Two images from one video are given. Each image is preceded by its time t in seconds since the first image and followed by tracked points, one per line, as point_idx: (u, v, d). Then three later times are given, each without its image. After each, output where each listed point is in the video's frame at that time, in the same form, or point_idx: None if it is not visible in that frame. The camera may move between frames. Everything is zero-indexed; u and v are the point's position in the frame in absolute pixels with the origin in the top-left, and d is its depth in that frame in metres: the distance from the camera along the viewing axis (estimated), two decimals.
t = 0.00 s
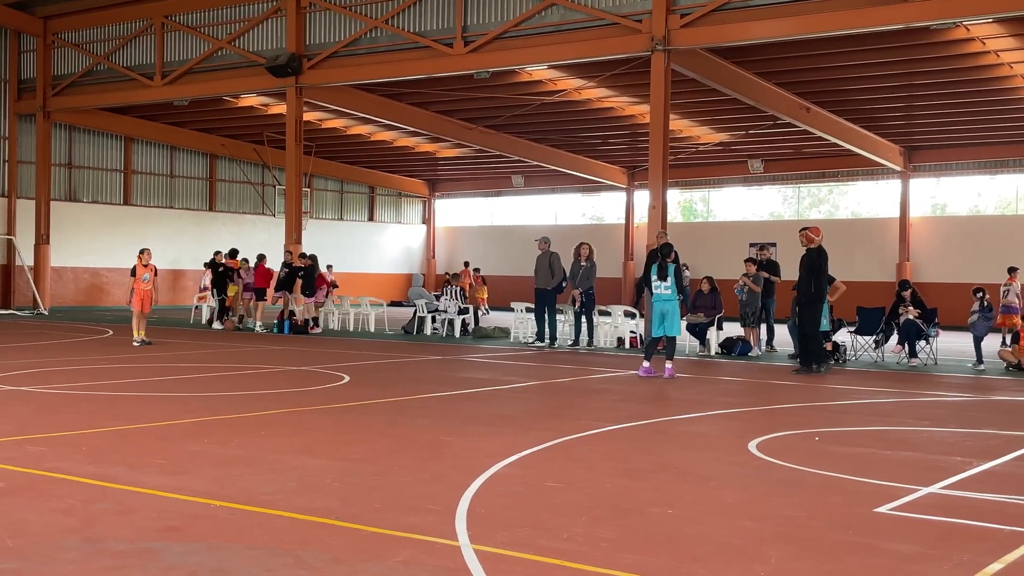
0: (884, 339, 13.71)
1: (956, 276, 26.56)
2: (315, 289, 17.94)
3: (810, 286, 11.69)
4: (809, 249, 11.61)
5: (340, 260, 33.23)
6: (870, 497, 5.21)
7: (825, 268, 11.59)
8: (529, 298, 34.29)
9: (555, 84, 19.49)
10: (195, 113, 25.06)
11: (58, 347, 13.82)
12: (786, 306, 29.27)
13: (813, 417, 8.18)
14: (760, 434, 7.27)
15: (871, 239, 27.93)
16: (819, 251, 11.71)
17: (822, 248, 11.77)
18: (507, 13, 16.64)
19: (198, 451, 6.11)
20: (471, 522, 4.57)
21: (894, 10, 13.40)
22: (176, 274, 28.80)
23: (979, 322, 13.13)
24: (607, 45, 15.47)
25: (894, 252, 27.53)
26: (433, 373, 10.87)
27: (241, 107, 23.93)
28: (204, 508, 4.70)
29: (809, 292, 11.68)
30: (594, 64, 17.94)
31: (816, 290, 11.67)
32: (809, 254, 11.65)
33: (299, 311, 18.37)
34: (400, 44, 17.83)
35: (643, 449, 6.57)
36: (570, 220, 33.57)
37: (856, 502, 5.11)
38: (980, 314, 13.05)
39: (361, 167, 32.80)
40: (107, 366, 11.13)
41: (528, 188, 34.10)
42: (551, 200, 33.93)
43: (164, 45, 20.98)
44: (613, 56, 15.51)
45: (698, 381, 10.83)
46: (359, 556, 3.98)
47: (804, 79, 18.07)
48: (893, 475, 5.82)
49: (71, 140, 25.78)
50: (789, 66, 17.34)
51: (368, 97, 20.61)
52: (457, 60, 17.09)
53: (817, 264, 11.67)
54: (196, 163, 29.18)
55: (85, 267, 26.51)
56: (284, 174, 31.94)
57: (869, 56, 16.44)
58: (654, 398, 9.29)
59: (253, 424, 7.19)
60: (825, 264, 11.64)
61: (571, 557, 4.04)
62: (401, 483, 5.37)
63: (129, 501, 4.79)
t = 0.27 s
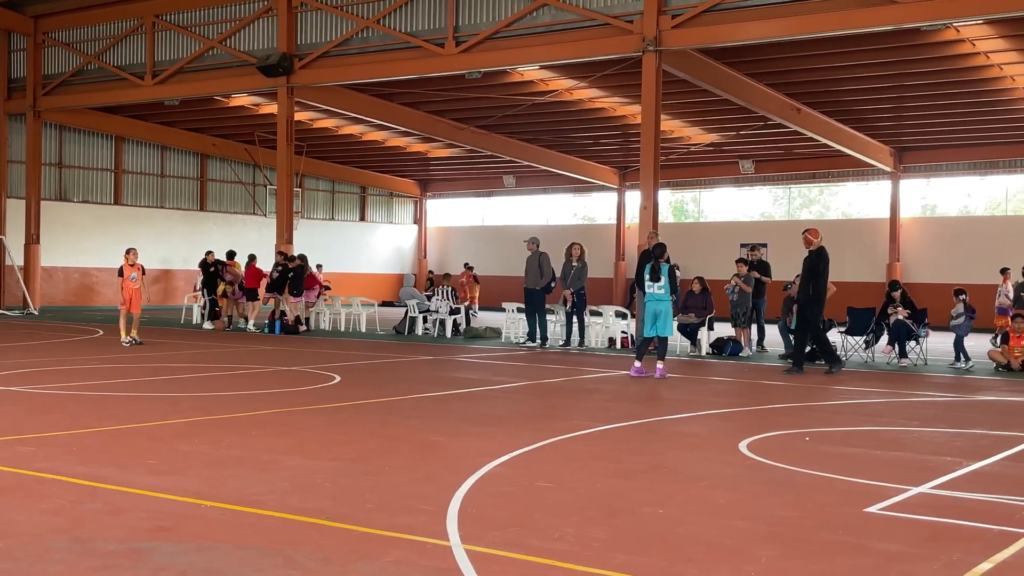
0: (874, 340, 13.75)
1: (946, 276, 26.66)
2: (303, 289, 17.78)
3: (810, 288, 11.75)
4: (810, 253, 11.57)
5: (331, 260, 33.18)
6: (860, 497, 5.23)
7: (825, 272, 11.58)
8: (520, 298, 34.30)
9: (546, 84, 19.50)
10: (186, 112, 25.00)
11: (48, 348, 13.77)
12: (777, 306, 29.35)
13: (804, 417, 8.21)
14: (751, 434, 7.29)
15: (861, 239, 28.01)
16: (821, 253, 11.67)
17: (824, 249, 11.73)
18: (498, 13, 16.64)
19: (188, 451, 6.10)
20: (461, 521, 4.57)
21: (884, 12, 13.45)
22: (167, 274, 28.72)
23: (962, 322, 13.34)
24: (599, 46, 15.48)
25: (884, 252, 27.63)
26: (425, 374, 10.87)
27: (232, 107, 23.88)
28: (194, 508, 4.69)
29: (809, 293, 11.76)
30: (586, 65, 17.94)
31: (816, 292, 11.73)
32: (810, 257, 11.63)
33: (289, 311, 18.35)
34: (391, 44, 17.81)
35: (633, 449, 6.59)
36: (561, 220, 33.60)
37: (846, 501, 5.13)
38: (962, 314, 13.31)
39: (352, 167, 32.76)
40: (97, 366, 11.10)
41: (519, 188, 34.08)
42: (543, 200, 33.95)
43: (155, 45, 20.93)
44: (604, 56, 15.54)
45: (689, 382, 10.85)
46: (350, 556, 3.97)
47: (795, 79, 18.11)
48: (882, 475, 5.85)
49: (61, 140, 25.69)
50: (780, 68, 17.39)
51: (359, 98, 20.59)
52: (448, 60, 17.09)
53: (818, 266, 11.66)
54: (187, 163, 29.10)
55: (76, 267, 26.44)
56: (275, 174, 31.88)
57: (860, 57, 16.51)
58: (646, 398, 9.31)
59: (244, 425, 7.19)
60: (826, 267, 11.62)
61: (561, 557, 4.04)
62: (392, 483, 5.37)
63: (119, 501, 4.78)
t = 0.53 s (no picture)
0: (870, 339, 13.74)
1: (941, 276, 26.72)
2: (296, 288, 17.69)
3: (823, 292, 11.66)
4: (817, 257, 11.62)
5: (326, 260, 33.16)
6: (856, 497, 5.23)
7: (835, 275, 11.49)
8: (516, 298, 34.31)
9: (542, 84, 19.50)
10: (181, 112, 24.96)
11: (42, 348, 13.74)
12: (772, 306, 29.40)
13: (799, 417, 8.22)
14: (746, 433, 7.30)
15: (856, 239, 28.05)
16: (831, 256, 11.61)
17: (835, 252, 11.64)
18: (493, 13, 16.64)
19: (184, 451, 6.09)
20: (457, 521, 4.57)
21: (880, 12, 13.46)
22: (162, 274, 28.68)
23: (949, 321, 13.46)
24: (594, 46, 15.49)
25: (879, 252, 27.67)
26: (420, 374, 10.87)
27: (228, 107, 23.85)
28: (190, 508, 4.68)
29: (821, 297, 11.67)
30: (581, 65, 17.96)
31: (830, 296, 11.61)
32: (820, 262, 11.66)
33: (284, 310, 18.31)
34: (387, 44, 17.80)
35: (629, 449, 6.59)
36: (557, 220, 33.61)
37: (841, 501, 5.13)
38: (949, 312, 13.41)
39: (348, 167, 32.74)
40: (92, 366, 11.08)
41: (514, 188, 34.07)
42: (538, 200, 33.98)
43: (150, 44, 20.89)
44: (599, 56, 15.55)
45: (685, 381, 10.86)
46: (345, 556, 3.97)
47: (791, 79, 18.14)
48: (877, 475, 5.86)
49: (56, 139, 25.63)
50: (776, 68, 17.41)
51: (355, 97, 20.58)
52: (443, 60, 17.08)
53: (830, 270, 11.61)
54: (182, 163, 29.05)
55: (71, 267, 26.40)
56: (271, 174, 31.84)
57: (854, 57, 16.53)
58: (642, 398, 9.32)
59: (239, 424, 7.17)
60: (835, 270, 11.52)
61: (557, 556, 4.05)
62: (388, 482, 5.37)
63: (114, 501, 4.77)
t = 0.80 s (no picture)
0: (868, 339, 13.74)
1: (939, 275, 26.73)
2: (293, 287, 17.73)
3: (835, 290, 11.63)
4: (827, 258, 11.55)
5: (325, 259, 33.15)
6: (854, 496, 5.24)
7: (844, 276, 11.43)
8: (514, 298, 34.30)
9: (540, 84, 19.50)
10: (178, 111, 24.94)
11: (41, 349, 13.72)
12: (770, 305, 29.41)
13: (797, 417, 8.22)
14: (745, 433, 7.31)
15: (855, 239, 28.06)
16: (844, 256, 11.51)
17: (849, 252, 11.54)
18: (491, 13, 16.64)
19: (183, 451, 6.09)
20: (455, 521, 4.57)
21: (878, 12, 13.47)
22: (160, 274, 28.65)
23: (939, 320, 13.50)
24: (591, 46, 15.50)
25: (878, 251, 27.67)
26: (418, 373, 10.86)
27: (225, 107, 23.83)
28: (189, 508, 4.68)
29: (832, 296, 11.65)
30: (579, 64, 17.97)
31: (839, 295, 11.58)
32: (830, 262, 11.60)
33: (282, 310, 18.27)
34: (385, 44, 17.79)
35: (628, 448, 6.59)
36: (555, 220, 33.60)
37: (840, 501, 5.13)
38: (940, 311, 13.44)
39: (346, 167, 32.72)
40: (90, 366, 11.06)
41: (512, 188, 34.06)
42: (536, 200, 33.98)
43: (148, 44, 20.88)
44: (597, 56, 15.56)
45: (683, 381, 10.87)
46: (344, 555, 3.97)
47: (789, 79, 18.15)
48: (876, 474, 5.86)
49: (54, 139, 25.60)
50: (774, 67, 17.41)
51: (353, 97, 20.57)
52: (441, 60, 17.07)
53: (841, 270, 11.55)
54: (180, 163, 29.02)
55: (69, 267, 26.37)
56: (269, 174, 31.82)
57: (852, 57, 16.54)
58: (640, 397, 9.32)
59: (238, 424, 7.17)
60: (846, 270, 11.45)
61: (556, 556, 4.05)
62: (386, 482, 5.37)
63: (113, 501, 4.77)
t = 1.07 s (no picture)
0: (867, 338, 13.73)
1: (938, 274, 26.74)
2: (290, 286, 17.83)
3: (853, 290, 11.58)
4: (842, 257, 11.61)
5: (324, 259, 33.15)
6: (853, 495, 5.24)
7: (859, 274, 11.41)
8: (513, 297, 34.30)
9: (539, 83, 19.50)
10: (177, 111, 24.92)
11: (40, 349, 13.71)
12: (768, 304, 29.43)
13: (796, 416, 8.22)
14: (744, 432, 7.31)
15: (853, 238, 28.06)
16: (860, 256, 11.55)
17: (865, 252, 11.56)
18: (490, 13, 16.63)
19: (181, 451, 6.08)
20: (454, 520, 4.56)
21: (876, 10, 13.48)
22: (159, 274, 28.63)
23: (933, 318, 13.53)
24: (590, 45, 15.49)
25: (877, 251, 27.69)
26: (417, 373, 10.86)
27: (224, 106, 23.83)
28: (188, 508, 4.67)
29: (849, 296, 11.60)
30: (578, 64, 17.97)
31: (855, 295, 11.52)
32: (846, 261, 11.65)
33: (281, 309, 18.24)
34: (384, 43, 17.78)
35: (627, 447, 6.59)
36: (554, 219, 33.60)
37: (840, 500, 5.14)
38: (932, 310, 13.44)
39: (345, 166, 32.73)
40: (89, 366, 11.06)
41: (511, 188, 34.06)
42: (535, 199, 33.99)
43: (146, 44, 20.87)
44: (595, 55, 15.55)
45: (682, 380, 10.87)
46: (343, 556, 3.97)
47: (787, 78, 18.15)
48: (875, 473, 5.86)
49: (52, 139, 25.59)
50: (773, 67, 17.41)
51: (351, 96, 20.57)
52: (440, 59, 17.06)
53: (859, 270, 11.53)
54: (179, 162, 29.00)
55: (68, 267, 26.35)
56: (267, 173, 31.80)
57: (851, 56, 16.54)
58: (639, 396, 9.33)
59: (237, 424, 7.17)
60: (862, 270, 11.45)
61: (554, 555, 4.04)
62: (386, 482, 5.37)
63: (113, 500, 4.77)
